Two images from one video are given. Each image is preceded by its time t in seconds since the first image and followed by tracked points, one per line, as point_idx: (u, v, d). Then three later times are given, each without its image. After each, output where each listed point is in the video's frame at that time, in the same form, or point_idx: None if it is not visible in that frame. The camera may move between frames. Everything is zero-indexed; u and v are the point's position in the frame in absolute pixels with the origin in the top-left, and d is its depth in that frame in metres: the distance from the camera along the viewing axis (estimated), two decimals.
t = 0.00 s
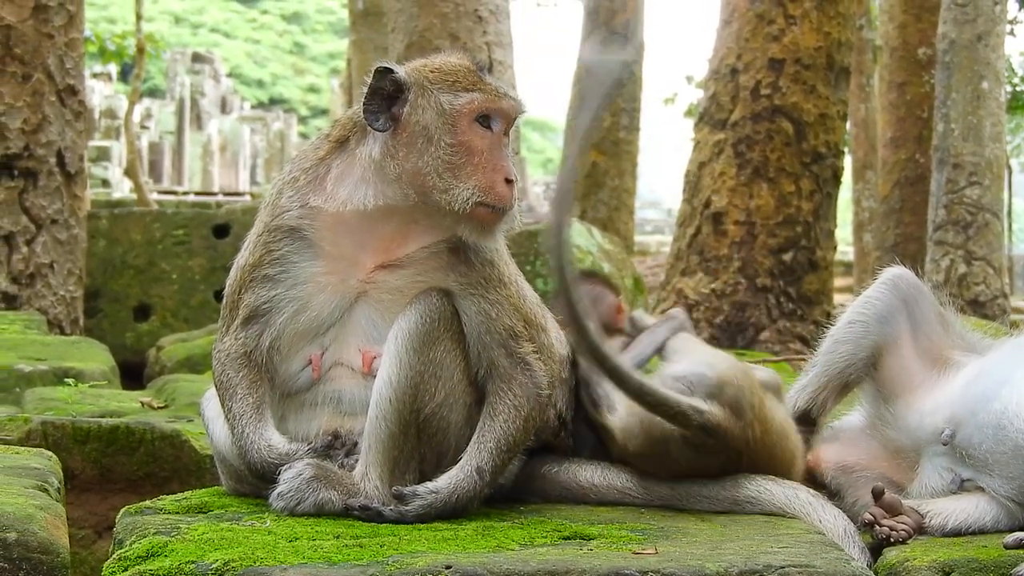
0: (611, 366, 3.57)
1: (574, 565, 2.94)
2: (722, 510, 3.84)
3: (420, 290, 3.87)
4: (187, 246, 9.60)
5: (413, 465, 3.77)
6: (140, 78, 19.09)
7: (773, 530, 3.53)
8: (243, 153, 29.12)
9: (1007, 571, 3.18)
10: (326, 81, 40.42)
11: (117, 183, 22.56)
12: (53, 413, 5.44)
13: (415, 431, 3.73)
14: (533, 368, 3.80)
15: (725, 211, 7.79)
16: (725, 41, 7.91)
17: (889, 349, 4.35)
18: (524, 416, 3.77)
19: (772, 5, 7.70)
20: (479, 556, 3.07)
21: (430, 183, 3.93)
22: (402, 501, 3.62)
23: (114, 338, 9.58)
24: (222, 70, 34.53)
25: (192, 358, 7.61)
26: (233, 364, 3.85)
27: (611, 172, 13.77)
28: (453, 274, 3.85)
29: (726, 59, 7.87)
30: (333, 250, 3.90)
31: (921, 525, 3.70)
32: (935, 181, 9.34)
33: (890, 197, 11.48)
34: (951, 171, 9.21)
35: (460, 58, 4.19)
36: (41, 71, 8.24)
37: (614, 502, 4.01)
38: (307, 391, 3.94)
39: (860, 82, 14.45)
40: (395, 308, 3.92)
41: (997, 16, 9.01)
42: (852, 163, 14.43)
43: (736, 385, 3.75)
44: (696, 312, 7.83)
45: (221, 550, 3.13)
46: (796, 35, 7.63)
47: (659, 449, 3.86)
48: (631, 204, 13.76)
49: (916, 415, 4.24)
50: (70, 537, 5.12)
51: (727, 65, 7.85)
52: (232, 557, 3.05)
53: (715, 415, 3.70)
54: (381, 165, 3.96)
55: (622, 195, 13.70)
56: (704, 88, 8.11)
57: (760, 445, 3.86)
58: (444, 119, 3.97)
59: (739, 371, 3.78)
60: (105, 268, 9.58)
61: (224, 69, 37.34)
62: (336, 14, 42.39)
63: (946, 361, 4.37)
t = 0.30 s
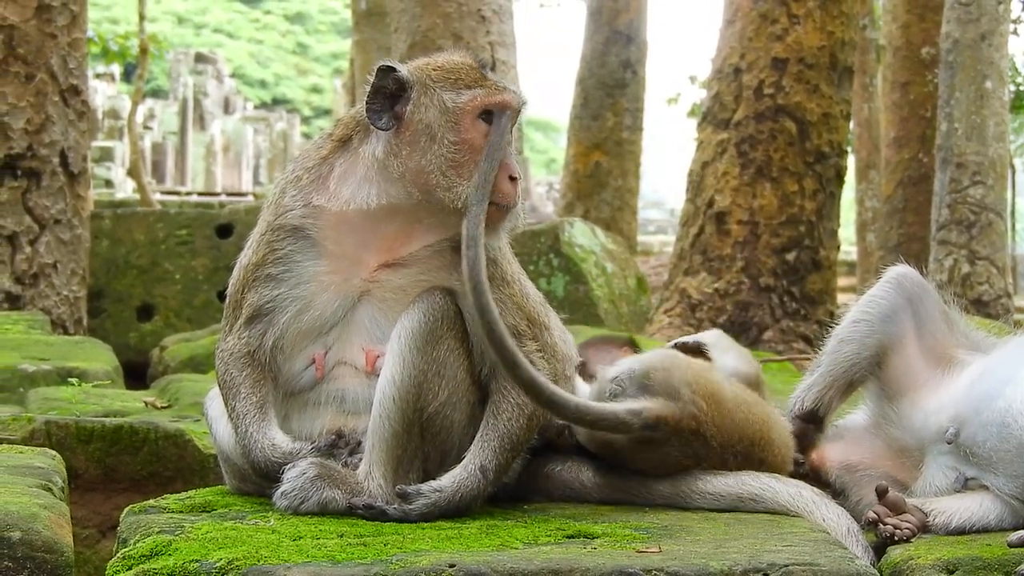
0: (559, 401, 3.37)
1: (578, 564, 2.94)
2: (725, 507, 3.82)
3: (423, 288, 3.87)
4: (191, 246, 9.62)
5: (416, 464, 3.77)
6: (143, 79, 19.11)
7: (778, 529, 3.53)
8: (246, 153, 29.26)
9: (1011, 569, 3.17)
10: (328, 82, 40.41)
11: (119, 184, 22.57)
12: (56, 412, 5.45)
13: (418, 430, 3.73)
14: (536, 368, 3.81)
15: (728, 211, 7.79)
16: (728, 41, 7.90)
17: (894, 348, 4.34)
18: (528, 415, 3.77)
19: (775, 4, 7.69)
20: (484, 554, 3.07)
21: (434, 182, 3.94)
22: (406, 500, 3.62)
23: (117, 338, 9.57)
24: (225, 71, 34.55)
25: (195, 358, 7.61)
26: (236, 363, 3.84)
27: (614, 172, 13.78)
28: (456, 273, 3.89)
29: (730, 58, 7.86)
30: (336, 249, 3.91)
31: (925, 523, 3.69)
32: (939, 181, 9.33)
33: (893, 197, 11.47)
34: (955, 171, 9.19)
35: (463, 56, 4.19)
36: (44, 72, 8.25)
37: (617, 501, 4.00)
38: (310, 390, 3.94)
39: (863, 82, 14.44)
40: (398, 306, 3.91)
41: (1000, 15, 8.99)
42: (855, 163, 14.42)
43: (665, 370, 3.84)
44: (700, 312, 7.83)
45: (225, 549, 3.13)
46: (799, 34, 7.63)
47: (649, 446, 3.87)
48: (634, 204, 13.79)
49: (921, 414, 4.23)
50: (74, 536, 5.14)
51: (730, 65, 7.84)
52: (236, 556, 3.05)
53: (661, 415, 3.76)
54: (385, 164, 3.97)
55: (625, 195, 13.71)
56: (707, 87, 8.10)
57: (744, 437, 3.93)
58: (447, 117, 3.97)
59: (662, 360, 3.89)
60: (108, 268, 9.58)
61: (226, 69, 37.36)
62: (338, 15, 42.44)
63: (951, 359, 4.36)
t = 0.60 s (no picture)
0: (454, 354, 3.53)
1: (580, 563, 2.94)
2: (728, 506, 3.81)
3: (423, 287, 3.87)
4: (193, 245, 9.61)
5: (418, 462, 3.77)
6: (146, 77, 19.14)
7: (779, 528, 3.53)
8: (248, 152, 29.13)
9: (1013, 569, 3.16)
10: (332, 80, 40.39)
11: (122, 183, 22.60)
12: (59, 411, 5.45)
13: (419, 429, 3.73)
14: (537, 366, 3.81)
15: (731, 210, 7.78)
16: (731, 40, 7.90)
17: (897, 347, 4.32)
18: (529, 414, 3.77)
19: (778, 3, 7.68)
20: (485, 554, 3.07)
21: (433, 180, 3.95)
22: (408, 499, 3.61)
23: (119, 337, 9.59)
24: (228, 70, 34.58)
25: (198, 357, 7.61)
26: (236, 363, 3.83)
27: (617, 172, 13.79)
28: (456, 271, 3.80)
29: (733, 58, 7.85)
30: (336, 248, 3.90)
31: (927, 522, 3.69)
32: (942, 180, 9.31)
33: (896, 196, 11.45)
34: (958, 170, 9.17)
35: (459, 53, 4.19)
36: (47, 70, 8.26)
37: (618, 501, 4.00)
38: (311, 389, 3.94)
39: (866, 82, 14.42)
40: (398, 304, 3.92)
41: (1003, 15, 8.97)
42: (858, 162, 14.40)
43: (689, 388, 3.70)
44: (702, 311, 7.82)
45: (227, 548, 3.13)
46: (802, 34, 7.62)
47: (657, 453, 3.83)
48: (636, 203, 13.80)
49: (923, 413, 4.23)
50: (76, 535, 5.14)
51: (733, 64, 7.83)
52: (238, 554, 3.05)
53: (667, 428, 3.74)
54: (384, 162, 3.96)
55: (628, 194, 13.72)
56: (710, 87, 8.09)
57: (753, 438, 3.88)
58: (446, 115, 3.97)
59: (694, 374, 3.73)
60: (111, 267, 9.59)
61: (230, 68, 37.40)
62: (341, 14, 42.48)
63: (953, 358, 4.35)
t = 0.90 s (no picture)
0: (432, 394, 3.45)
1: (580, 564, 2.93)
2: (730, 506, 3.80)
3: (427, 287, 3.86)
4: (194, 244, 9.60)
5: (419, 463, 3.76)
6: (148, 77, 19.12)
7: (780, 528, 3.52)
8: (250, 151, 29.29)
9: (1013, 570, 3.16)
10: (333, 80, 40.37)
11: (124, 182, 22.62)
12: (59, 410, 5.45)
13: (421, 430, 3.72)
14: (540, 368, 3.81)
15: (732, 210, 7.78)
16: (733, 40, 7.89)
17: (896, 348, 4.32)
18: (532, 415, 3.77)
19: (779, 3, 7.68)
20: (486, 554, 3.06)
21: (437, 179, 3.97)
22: (409, 499, 3.60)
23: (120, 337, 9.59)
24: (229, 70, 34.57)
25: (199, 356, 7.61)
26: (239, 362, 3.85)
27: (619, 171, 13.79)
28: (460, 271, 3.86)
29: (734, 58, 7.85)
30: (339, 247, 3.88)
31: (927, 523, 3.69)
32: (942, 181, 9.29)
33: (897, 196, 11.44)
34: (959, 170, 9.16)
35: (465, 53, 4.22)
36: (49, 70, 8.26)
37: (621, 501, 3.99)
38: (313, 388, 3.94)
39: (867, 81, 14.41)
40: (402, 305, 3.88)
41: (1004, 15, 8.94)
42: (859, 162, 14.39)
43: (722, 400, 3.64)
44: (703, 312, 7.82)
45: (228, 548, 3.13)
46: (803, 34, 7.61)
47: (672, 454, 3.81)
48: (638, 203, 13.81)
49: (923, 414, 4.23)
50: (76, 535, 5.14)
51: (735, 64, 7.83)
52: (238, 554, 3.05)
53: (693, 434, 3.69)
54: (389, 161, 3.97)
55: (629, 193, 13.74)
56: (711, 86, 8.08)
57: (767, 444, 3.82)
58: (451, 115, 4.00)
59: (733, 385, 3.66)
60: (112, 266, 9.60)
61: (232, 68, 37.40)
62: (343, 13, 42.46)
63: (954, 359, 4.35)
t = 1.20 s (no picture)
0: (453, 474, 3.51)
1: (579, 565, 2.93)
2: (732, 509, 3.83)
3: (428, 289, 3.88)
4: (194, 245, 9.60)
5: (419, 465, 3.76)
6: (148, 77, 19.13)
7: (780, 530, 3.52)
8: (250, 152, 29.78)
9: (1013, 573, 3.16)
10: (333, 81, 40.37)
11: (124, 183, 22.63)
12: (59, 412, 5.45)
13: (421, 432, 3.72)
14: (541, 370, 3.80)
15: (732, 212, 7.78)
16: (733, 42, 7.90)
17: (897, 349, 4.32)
18: (533, 418, 3.77)
19: (779, 5, 7.68)
20: (485, 556, 3.06)
21: (437, 183, 3.94)
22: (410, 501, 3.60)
23: (121, 337, 9.61)
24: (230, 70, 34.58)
25: (200, 357, 7.61)
26: (239, 363, 3.84)
27: (619, 172, 13.79)
28: (460, 274, 3.87)
29: (734, 59, 7.85)
30: (340, 249, 3.89)
31: (927, 525, 3.69)
32: (943, 182, 9.28)
33: (897, 197, 11.44)
34: (959, 171, 9.15)
35: (468, 56, 4.19)
36: (49, 71, 8.26)
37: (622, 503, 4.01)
38: (313, 390, 3.94)
39: (867, 83, 14.42)
40: (403, 307, 3.91)
41: (1004, 16, 8.93)
42: (859, 163, 14.39)
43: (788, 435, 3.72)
44: (703, 313, 7.82)
45: (227, 550, 3.13)
46: (803, 35, 7.61)
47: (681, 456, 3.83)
48: (638, 204, 13.80)
49: (923, 416, 4.21)
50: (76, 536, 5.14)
51: (735, 65, 7.83)
52: (238, 557, 3.05)
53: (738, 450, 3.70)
54: (390, 164, 3.96)
55: (630, 195, 13.73)
56: (712, 88, 8.08)
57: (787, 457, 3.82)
58: (453, 118, 3.97)
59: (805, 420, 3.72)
60: (112, 267, 9.60)
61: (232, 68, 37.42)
62: (343, 14, 42.47)
63: (955, 361, 4.37)
